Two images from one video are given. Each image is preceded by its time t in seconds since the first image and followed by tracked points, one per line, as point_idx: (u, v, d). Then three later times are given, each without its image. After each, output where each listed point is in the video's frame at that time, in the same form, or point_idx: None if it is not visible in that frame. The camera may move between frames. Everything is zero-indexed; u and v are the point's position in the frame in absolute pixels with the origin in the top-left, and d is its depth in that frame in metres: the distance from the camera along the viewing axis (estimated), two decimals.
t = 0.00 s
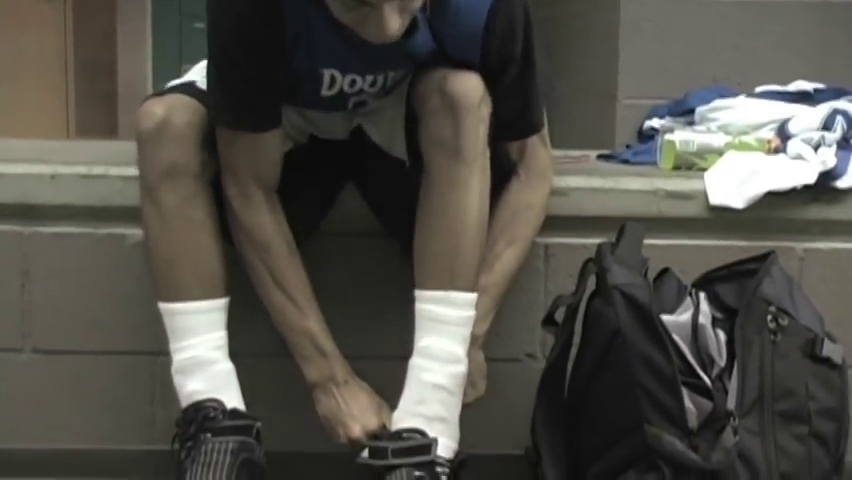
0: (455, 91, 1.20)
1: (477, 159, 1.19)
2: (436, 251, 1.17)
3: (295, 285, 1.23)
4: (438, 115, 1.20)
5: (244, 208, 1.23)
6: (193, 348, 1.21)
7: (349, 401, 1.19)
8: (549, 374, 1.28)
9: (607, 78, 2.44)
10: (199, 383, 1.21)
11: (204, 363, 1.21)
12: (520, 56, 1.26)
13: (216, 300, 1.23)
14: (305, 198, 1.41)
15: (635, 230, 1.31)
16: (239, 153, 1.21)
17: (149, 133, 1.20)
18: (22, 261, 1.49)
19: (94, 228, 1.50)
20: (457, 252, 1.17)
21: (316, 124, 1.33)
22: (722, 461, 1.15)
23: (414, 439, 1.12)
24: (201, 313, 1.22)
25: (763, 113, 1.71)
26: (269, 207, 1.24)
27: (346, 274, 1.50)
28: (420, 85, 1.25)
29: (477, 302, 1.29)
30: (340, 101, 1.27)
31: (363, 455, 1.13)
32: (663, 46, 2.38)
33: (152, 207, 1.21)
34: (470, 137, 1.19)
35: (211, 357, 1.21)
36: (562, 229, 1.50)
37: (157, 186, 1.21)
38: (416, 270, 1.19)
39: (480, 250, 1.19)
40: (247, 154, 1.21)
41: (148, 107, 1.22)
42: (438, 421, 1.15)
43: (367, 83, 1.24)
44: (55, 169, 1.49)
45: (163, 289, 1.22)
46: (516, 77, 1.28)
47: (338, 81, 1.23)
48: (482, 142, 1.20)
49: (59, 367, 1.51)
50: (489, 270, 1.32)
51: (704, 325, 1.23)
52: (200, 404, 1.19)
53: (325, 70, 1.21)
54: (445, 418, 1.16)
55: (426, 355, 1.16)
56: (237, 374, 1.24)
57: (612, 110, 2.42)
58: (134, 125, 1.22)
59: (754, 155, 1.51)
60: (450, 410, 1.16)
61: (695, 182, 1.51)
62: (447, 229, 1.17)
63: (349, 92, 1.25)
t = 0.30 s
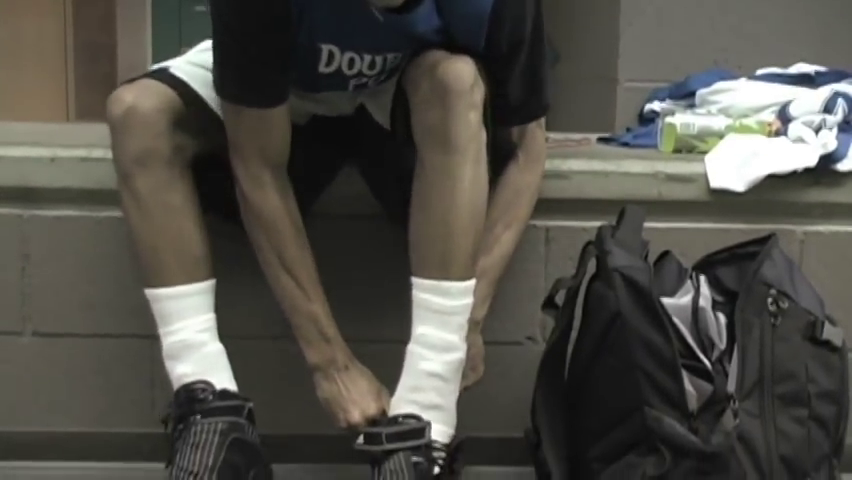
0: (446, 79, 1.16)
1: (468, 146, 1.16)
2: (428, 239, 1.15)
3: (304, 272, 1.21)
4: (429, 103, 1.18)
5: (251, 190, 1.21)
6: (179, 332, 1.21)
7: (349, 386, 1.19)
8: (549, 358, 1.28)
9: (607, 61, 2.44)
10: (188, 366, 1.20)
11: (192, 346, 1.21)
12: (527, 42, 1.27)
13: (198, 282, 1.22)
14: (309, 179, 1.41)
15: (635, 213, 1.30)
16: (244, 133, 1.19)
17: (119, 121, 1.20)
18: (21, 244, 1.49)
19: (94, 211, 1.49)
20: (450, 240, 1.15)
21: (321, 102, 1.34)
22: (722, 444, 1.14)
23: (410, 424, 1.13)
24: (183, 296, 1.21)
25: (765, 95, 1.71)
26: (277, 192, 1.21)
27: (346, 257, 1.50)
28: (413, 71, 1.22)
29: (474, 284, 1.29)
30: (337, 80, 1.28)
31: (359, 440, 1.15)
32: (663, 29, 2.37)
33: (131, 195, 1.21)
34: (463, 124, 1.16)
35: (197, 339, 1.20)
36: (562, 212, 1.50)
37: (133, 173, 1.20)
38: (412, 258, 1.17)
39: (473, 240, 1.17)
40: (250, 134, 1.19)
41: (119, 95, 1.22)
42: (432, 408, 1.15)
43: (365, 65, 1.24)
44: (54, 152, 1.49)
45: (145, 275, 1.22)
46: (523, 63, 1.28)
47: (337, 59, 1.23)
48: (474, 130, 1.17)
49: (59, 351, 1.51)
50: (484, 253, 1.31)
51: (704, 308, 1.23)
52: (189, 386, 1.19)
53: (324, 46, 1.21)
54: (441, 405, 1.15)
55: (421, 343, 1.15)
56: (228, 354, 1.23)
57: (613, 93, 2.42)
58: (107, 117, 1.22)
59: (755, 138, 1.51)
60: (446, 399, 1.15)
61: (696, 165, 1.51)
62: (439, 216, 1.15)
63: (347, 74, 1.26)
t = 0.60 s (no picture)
0: (457, 80, 1.24)
1: (477, 148, 1.24)
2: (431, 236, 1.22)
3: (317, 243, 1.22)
4: (439, 104, 1.25)
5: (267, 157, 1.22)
6: (200, 309, 1.25)
7: (349, 357, 1.21)
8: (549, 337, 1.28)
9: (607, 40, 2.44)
10: (204, 346, 1.24)
11: (212, 324, 1.25)
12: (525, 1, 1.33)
13: (222, 263, 1.26)
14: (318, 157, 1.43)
15: (635, 192, 1.30)
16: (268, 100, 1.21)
17: (163, 95, 1.25)
18: (21, 222, 1.49)
19: (94, 190, 1.49)
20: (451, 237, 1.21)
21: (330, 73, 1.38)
22: (722, 423, 1.14)
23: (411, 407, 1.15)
24: (213, 273, 1.26)
25: (767, 74, 1.70)
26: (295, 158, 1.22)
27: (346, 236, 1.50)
28: (423, 75, 1.29)
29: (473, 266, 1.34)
30: (340, 41, 1.33)
31: (359, 418, 1.16)
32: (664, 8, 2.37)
33: (164, 169, 1.25)
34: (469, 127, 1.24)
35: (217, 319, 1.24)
36: (563, 190, 1.50)
37: (172, 145, 1.25)
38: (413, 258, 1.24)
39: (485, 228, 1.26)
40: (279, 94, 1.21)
41: (163, 69, 1.26)
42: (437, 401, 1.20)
43: (370, 26, 1.31)
44: (55, 130, 1.49)
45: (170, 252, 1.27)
46: (521, 22, 1.33)
47: (341, 18, 1.30)
48: (483, 131, 1.24)
49: (60, 329, 1.51)
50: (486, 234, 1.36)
51: (705, 287, 1.23)
52: (206, 367, 1.22)
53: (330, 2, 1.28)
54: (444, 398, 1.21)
55: (423, 339, 1.21)
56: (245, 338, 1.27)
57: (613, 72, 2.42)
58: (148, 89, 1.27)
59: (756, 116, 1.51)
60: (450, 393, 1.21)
61: (697, 143, 1.50)
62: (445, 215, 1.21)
63: (349, 34, 1.32)
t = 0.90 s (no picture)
0: (359, 59, 1.27)
1: (395, 116, 1.26)
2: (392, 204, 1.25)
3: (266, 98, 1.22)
4: (353, 87, 1.29)
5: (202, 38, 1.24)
6: (186, 281, 1.33)
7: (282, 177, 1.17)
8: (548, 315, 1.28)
9: (609, 16, 2.43)
10: (192, 315, 1.32)
11: (201, 293, 1.33)
12: None
13: (210, 237, 1.34)
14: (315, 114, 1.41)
15: (636, 168, 1.30)
16: None
17: (145, 71, 1.33)
18: (21, 199, 1.49)
19: (94, 166, 1.49)
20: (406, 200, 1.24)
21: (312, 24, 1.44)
22: (722, 398, 1.13)
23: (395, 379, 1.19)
24: (196, 246, 1.33)
25: (768, 49, 1.69)
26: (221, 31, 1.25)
27: (346, 212, 1.50)
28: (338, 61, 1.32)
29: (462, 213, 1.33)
30: None
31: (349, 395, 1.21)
32: None
33: (152, 141, 1.33)
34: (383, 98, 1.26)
35: (202, 290, 1.32)
36: (563, 166, 1.50)
37: (154, 117, 1.33)
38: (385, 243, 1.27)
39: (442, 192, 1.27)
40: None
41: (146, 48, 1.34)
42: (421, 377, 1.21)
43: None
44: (54, 106, 1.48)
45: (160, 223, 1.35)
46: None
47: None
48: (402, 101, 1.27)
49: (60, 305, 1.51)
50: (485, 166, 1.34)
51: (705, 263, 1.23)
52: (195, 335, 1.31)
53: None
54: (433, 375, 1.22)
55: (403, 315, 1.23)
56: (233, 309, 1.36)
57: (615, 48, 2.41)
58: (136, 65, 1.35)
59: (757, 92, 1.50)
60: (436, 368, 1.22)
61: (698, 119, 1.50)
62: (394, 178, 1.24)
63: None
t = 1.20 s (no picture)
0: (319, 35, 1.26)
1: (366, 83, 1.27)
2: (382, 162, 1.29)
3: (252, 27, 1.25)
4: (317, 61, 1.28)
5: None
6: (188, 260, 1.33)
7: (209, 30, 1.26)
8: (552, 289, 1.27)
9: None
10: (194, 294, 1.32)
11: (201, 272, 1.33)
12: None
13: (210, 215, 1.34)
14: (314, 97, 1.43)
15: (637, 145, 1.30)
16: None
17: (148, 48, 1.33)
18: (21, 177, 1.49)
19: (95, 144, 1.49)
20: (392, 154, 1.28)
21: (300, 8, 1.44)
22: (723, 375, 1.14)
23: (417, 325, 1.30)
24: (200, 224, 1.33)
25: (770, 26, 1.69)
26: None
27: (347, 190, 1.50)
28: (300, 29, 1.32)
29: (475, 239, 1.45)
30: None
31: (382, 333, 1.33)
32: None
33: (153, 119, 1.33)
34: (348, 67, 1.27)
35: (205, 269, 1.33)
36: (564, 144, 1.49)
37: (158, 95, 1.33)
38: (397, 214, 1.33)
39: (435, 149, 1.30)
40: None
41: (147, 25, 1.33)
42: (445, 322, 1.32)
43: None
44: (54, 84, 1.48)
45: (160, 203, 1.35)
46: None
47: None
48: (366, 67, 1.27)
49: (61, 284, 1.51)
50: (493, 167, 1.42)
51: (707, 241, 1.23)
52: (199, 313, 1.31)
53: None
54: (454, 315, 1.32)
55: (420, 268, 1.31)
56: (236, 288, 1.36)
57: (616, 25, 2.40)
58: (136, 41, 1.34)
59: (759, 69, 1.50)
60: (457, 311, 1.32)
61: (699, 96, 1.49)
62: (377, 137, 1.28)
63: None
